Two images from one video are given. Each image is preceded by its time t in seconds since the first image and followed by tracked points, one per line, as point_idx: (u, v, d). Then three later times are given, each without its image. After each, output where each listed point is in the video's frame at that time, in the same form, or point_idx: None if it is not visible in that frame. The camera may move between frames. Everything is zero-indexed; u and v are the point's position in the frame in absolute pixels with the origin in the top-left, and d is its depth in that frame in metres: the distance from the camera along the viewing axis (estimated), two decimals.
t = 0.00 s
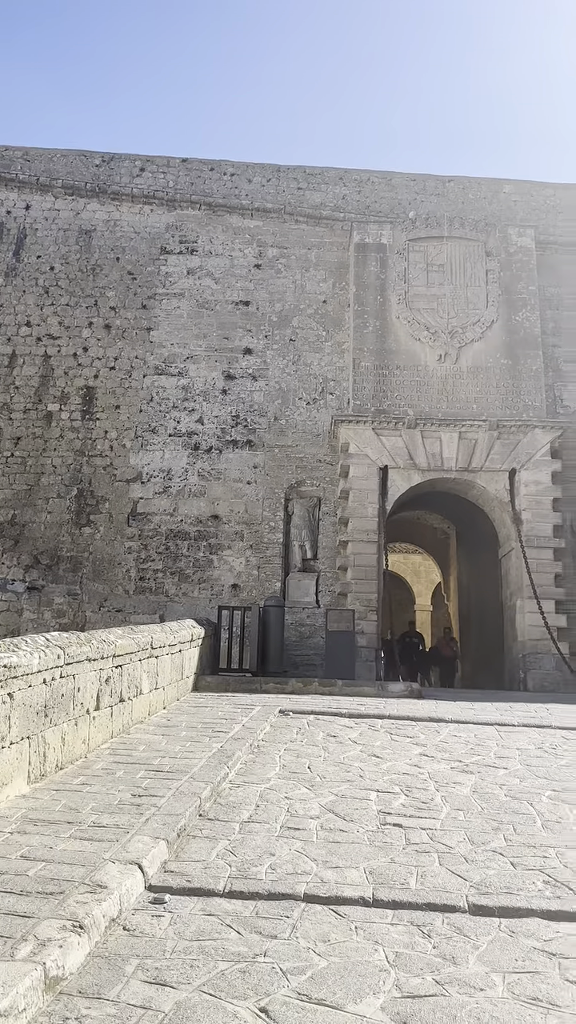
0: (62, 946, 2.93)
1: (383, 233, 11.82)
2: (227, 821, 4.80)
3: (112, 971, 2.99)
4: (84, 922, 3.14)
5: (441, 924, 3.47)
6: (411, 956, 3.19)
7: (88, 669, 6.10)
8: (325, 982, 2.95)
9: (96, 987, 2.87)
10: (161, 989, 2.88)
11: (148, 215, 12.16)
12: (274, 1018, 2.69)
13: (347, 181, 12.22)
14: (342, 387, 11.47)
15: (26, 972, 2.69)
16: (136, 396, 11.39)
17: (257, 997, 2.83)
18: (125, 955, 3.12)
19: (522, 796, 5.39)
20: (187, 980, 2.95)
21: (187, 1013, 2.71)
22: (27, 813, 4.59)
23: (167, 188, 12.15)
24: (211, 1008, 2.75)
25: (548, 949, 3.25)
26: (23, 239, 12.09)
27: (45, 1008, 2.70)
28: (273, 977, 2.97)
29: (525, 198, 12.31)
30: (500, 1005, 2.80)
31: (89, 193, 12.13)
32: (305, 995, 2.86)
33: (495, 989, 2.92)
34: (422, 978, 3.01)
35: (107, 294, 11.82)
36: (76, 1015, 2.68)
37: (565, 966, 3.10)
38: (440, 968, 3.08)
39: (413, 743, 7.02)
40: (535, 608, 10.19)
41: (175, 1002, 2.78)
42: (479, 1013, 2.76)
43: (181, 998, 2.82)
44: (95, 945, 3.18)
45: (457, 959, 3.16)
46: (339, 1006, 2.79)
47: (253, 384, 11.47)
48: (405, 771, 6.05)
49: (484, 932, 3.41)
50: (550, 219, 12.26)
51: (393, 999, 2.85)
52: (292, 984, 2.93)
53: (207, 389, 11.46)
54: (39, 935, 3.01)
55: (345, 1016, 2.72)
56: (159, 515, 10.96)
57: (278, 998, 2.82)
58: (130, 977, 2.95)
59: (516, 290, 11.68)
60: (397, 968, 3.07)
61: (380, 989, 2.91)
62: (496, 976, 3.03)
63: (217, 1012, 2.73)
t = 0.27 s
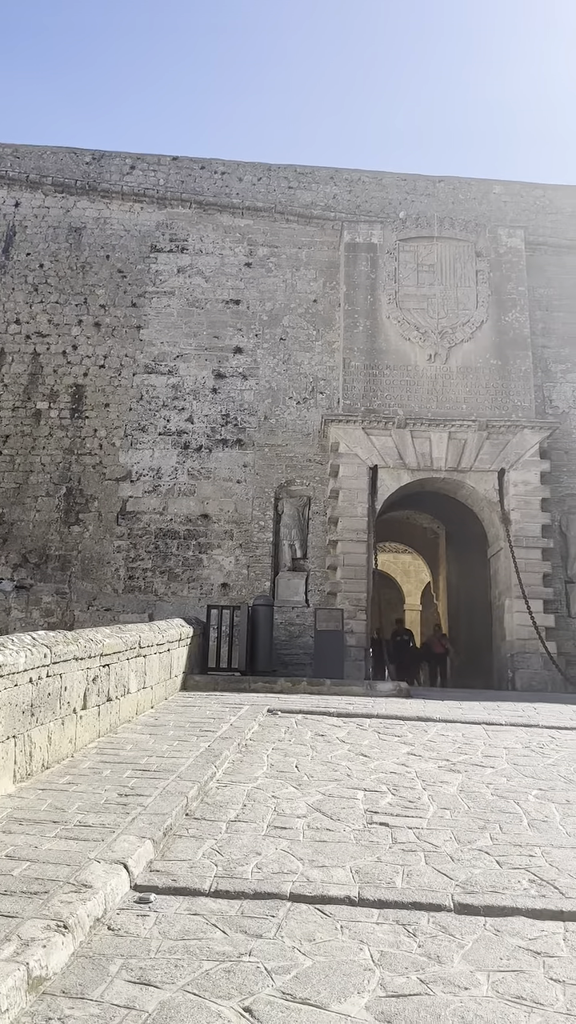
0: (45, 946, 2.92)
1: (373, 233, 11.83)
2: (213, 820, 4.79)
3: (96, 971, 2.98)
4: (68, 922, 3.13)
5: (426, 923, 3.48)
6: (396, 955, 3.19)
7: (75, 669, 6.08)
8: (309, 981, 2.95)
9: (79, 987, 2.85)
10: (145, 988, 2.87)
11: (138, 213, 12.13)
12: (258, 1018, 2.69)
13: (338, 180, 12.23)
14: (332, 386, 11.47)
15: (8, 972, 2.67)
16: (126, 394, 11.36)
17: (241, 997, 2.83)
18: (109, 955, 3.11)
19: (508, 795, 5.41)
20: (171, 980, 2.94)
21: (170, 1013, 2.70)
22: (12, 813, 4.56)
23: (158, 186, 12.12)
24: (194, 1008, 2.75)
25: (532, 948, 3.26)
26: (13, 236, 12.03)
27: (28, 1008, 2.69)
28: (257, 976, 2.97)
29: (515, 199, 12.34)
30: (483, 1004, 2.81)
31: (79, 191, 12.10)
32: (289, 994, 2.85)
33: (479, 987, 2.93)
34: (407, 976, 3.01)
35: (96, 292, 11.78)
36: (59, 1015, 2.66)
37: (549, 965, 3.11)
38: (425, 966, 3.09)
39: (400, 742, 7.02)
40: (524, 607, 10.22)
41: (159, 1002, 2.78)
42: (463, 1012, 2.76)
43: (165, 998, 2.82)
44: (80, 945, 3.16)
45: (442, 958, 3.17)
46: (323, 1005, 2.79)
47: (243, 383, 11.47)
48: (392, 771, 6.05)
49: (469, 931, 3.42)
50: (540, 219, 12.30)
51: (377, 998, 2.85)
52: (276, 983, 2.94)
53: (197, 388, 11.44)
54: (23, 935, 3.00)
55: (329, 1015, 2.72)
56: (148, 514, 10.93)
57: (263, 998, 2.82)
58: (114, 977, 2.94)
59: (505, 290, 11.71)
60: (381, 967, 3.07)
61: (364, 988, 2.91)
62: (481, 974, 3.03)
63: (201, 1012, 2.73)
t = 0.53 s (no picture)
0: (29, 946, 2.91)
1: (363, 233, 11.84)
2: (199, 820, 4.79)
3: (79, 971, 2.98)
4: (52, 921, 3.12)
5: (412, 923, 3.48)
6: (381, 954, 3.20)
7: (62, 667, 6.06)
8: (293, 981, 2.95)
9: (62, 987, 2.85)
10: (129, 988, 2.86)
11: (128, 211, 12.10)
12: (242, 1018, 2.68)
13: (328, 179, 12.23)
14: (322, 385, 11.47)
15: None
16: (116, 392, 11.34)
17: (225, 997, 2.82)
18: (93, 955, 3.10)
19: (494, 794, 5.42)
20: (155, 979, 2.94)
21: (153, 1013, 2.69)
22: None
23: (148, 184, 12.09)
24: (178, 1008, 2.74)
25: (517, 946, 3.27)
26: (2, 233, 11.97)
27: (10, 1008, 2.68)
28: (241, 976, 2.97)
29: (505, 199, 12.37)
30: (467, 1003, 2.82)
31: (69, 188, 12.06)
32: (273, 994, 2.85)
33: (463, 986, 2.94)
34: (391, 975, 3.01)
35: (86, 290, 11.75)
36: (41, 1015, 2.66)
37: (534, 964, 3.12)
38: (409, 966, 3.09)
39: (387, 741, 7.03)
40: (513, 607, 10.25)
41: (142, 1002, 2.77)
42: (447, 1010, 2.77)
43: (149, 997, 2.81)
44: (64, 945, 3.15)
45: (427, 957, 3.17)
46: (307, 1005, 2.79)
47: (233, 382, 11.46)
48: (379, 770, 6.06)
49: (454, 930, 3.42)
50: (530, 220, 12.33)
51: (361, 997, 2.85)
52: (260, 983, 2.93)
53: (187, 386, 11.42)
54: (6, 935, 2.98)
55: (313, 1015, 2.72)
56: (138, 512, 10.90)
57: (246, 998, 2.81)
58: (98, 977, 2.93)
59: (495, 290, 11.74)
60: (366, 967, 3.08)
61: (349, 987, 2.92)
62: (465, 973, 3.04)
63: (184, 1012, 2.72)
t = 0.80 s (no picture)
0: (13, 946, 2.90)
1: (354, 232, 11.84)
2: (187, 819, 4.78)
3: (64, 971, 2.97)
4: (37, 921, 3.11)
5: (398, 921, 3.48)
6: (366, 953, 3.20)
7: (50, 666, 6.05)
8: (279, 980, 2.95)
9: (47, 987, 2.84)
10: (114, 988, 2.85)
11: (119, 209, 12.07)
12: (227, 1017, 2.68)
13: (319, 178, 12.23)
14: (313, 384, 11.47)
15: None
16: (106, 390, 11.31)
17: (209, 997, 2.82)
18: (79, 955, 3.09)
19: (482, 792, 5.44)
20: (140, 979, 2.93)
21: (138, 1013, 2.69)
22: None
23: (139, 182, 12.06)
24: (163, 1008, 2.74)
25: (503, 945, 3.28)
26: None
27: None
28: (226, 975, 2.97)
29: (495, 199, 12.39)
30: (452, 1001, 2.82)
31: (60, 185, 12.01)
32: (259, 993, 2.85)
33: (448, 985, 2.94)
34: (377, 974, 3.02)
35: (76, 288, 11.71)
36: (25, 1015, 2.65)
37: (519, 962, 3.13)
38: (395, 964, 3.10)
39: (376, 740, 7.05)
40: (502, 606, 10.28)
41: (127, 1001, 2.76)
42: (432, 1009, 2.78)
43: (134, 996, 2.81)
44: (49, 944, 3.14)
45: (412, 956, 3.18)
46: (291, 1004, 2.79)
47: (223, 380, 11.45)
48: (367, 768, 6.07)
49: (440, 929, 3.43)
50: (520, 220, 12.36)
51: (347, 997, 2.85)
52: (245, 982, 2.93)
53: (177, 384, 11.40)
54: None
55: (298, 1015, 2.72)
56: (128, 511, 10.88)
57: (232, 997, 2.81)
58: (82, 977, 2.92)
59: (486, 290, 11.77)
60: (352, 966, 3.08)
61: (334, 986, 2.92)
62: (451, 971, 3.05)
63: (168, 1012, 2.72)
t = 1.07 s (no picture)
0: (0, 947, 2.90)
1: (345, 231, 11.84)
2: (176, 818, 4.78)
3: (51, 971, 2.96)
4: (24, 922, 3.10)
5: (386, 920, 3.49)
6: (354, 952, 3.20)
7: (38, 666, 6.03)
8: (267, 980, 2.95)
9: (33, 987, 2.84)
10: (101, 988, 2.85)
11: (109, 206, 12.02)
12: (214, 1017, 2.68)
13: (310, 177, 12.22)
14: (304, 383, 11.47)
15: None
16: (96, 389, 11.27)
17: (197, 996, 2.82)
18: (66, 955, 3.09)
19: (471, 791, 5.45)
20: (128, 979, 2.93)
21: (125, 1013, 2.69)
22: None
23: (129, 180, 12.02)
24: (151, 1008, 2.74)
25: (490, 943, 3.29)
26: None
27: None
28: (214, 975, 2.97)
29: (486, 198, 12.41)
30: (439, 1000, 2.83)
31: (50, 183, 11.96)
32: (246, 994, 2.85)
33: (436, 984, 2.95)
34: (364, 974, 3.02)
35: (66, 285, 11.67)
36: (12, 1015, 2.65)
37: (507, 961, 3.14)
38: (383, 963, 3.10)
39: (365, 739, 7.05)
40: (492, 605, 10.32)
41: (114, 1001, 2.76)
42: (419, 1008, 2.78)
43: (121, 997, 2.80)
44: (36, 945, 3.14)
45: (400, 955, 3.18)
46: (279, 1004, 2.79)
47: (214, 379, 11.43)
48: (356, 767, 6.08)
49: (428, 927, 3.44)
50: (510, 220, 12.38)
51: (334, 996, 2.86)
52: (233, 982, 2.93)
53: (168, 383, 11.37)
54: None
55: (285, 1014, 2.72)
56: (118, 509, 10.85)
57: (219, 997, 2.81)
58: (70, 977, 2.92)
59: (476, 290, 11.79)
60: (340, 965, 3.08)
61: (322, 986, 2.92)
62: (438, 970, 3.06)
63: (156, 1012, 2.72)
